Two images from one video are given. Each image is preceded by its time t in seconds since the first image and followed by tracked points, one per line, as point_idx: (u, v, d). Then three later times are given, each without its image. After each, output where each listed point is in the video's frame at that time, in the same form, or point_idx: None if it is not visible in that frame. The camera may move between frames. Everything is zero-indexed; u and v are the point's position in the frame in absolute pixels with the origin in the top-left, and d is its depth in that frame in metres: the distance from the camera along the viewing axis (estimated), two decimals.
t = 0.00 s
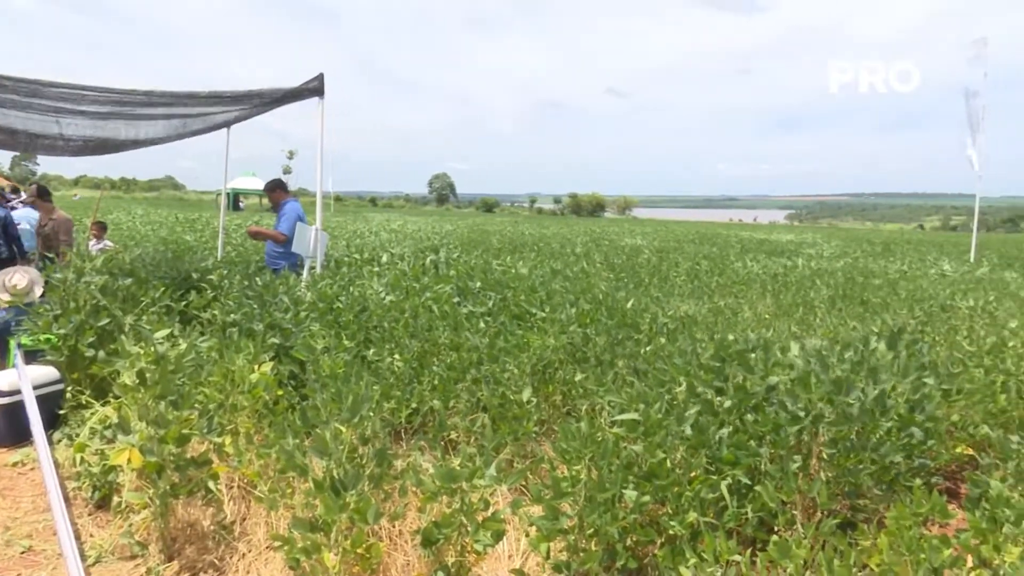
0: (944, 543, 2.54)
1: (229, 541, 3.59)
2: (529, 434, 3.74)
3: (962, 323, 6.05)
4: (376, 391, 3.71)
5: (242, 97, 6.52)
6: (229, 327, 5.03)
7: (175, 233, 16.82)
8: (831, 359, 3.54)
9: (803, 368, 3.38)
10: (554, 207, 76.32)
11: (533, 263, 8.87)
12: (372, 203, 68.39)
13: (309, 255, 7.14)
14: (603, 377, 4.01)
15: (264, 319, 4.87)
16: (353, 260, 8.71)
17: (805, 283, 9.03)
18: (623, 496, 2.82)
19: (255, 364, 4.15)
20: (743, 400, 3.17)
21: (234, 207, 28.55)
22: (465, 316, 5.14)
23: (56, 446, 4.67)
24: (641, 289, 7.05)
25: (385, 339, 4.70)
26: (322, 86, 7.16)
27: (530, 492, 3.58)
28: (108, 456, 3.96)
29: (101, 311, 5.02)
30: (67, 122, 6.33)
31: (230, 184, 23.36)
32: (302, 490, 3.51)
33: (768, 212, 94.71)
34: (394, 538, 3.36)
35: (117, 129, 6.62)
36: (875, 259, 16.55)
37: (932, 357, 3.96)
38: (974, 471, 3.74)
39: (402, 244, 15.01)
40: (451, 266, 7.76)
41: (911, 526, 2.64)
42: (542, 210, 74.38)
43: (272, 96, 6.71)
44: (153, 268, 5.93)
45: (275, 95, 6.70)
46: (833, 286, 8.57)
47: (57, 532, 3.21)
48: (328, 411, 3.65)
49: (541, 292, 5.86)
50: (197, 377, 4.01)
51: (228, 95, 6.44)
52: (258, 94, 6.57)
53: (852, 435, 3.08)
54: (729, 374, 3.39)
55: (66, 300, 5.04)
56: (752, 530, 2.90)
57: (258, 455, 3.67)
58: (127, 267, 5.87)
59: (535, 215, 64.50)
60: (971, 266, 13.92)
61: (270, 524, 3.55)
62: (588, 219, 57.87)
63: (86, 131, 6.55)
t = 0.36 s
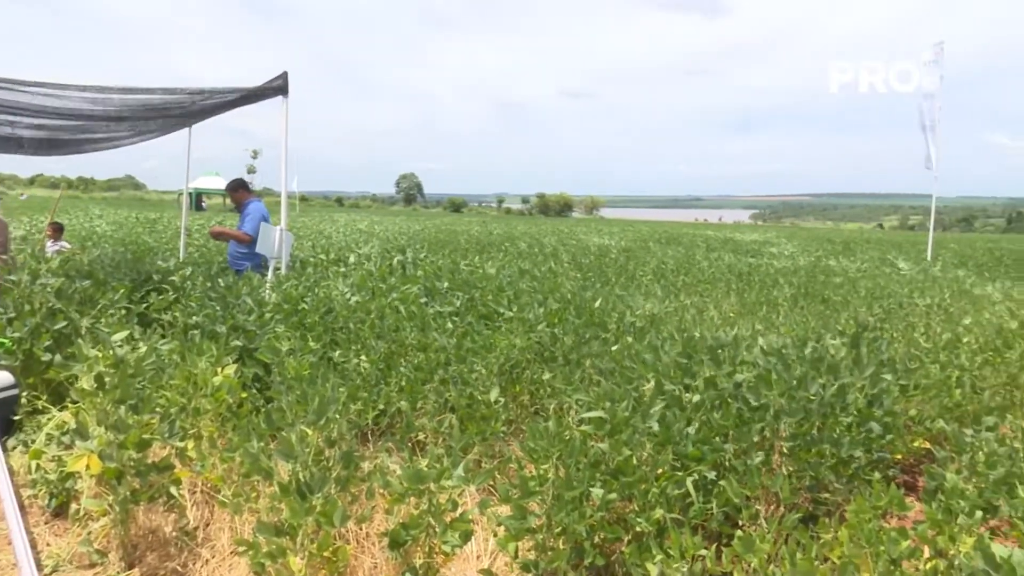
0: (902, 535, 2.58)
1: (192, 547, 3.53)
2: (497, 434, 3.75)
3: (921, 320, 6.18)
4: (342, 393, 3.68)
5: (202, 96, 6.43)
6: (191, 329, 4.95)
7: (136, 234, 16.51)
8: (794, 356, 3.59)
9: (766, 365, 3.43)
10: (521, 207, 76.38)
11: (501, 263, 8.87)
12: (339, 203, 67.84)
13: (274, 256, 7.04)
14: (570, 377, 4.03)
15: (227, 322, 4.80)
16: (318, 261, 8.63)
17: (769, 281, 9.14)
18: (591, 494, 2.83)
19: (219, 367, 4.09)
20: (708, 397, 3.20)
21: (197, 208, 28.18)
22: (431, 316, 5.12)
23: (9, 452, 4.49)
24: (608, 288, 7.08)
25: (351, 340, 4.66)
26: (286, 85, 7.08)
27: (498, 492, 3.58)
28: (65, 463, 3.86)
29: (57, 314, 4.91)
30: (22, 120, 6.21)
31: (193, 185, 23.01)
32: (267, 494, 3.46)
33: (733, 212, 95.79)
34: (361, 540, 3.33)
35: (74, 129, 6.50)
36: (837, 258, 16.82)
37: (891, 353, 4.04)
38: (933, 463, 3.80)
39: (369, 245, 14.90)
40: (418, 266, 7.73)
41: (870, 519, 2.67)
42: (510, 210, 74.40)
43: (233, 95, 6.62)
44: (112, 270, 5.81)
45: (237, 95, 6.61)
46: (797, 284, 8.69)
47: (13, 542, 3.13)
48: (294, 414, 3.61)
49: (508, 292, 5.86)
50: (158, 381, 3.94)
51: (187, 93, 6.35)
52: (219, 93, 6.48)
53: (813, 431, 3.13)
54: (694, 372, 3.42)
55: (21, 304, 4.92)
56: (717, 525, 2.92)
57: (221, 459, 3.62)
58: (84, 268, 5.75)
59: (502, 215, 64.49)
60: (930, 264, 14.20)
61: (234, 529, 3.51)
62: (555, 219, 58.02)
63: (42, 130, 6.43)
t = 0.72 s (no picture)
0: (860, 526, 2.62)
1: (151, 554, 3.47)
2: (464, 434, 3.77)
3: (877, 317, 6.31)
4: (305, 395, 3.63)
5: (161, 94, 6.31)
6: (149, 331, 4.85)
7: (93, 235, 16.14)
8: (755, 353, 3.64)
9: (728, 363, 3.47)
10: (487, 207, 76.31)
11: (466, 263, 8.86)
12: (302, 203, 67.13)
13: (235, 256, 6.93)
14: (536, 376, 4.04)
15: (186, 324, 4.71)
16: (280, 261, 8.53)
17: (731, 280, 9.25)
18: (557, 493, 2.83)
19: (178, 370, 4.02)
20: (672, 395, 3.23)
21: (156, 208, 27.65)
22: (396, 317, 5.09)
23: None
24: (573, 287, 7.10)
25: (315, 342, 4.61)
26: (247, 83, 6.98)
27: (463, 493, 3.56)
28: (17, 470, 3.75)
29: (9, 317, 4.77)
30: None
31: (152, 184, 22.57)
32: (229, 498, 3.41)
33: (697, 211, 96.79)
34: (326, 544, 3.29)
35: (27, 125, 6.33)
36: (797, 257, 17.08)
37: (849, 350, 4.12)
38: (890, 455, 3.88)
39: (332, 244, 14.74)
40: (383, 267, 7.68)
41: (830, 512, 2.70)
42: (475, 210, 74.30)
43: (193, 93, 6.51)
44: (67, 272, 5.67)
45: (197, 93, 6.50)
46: (758, 283, 8.81)
47: None
48: (256, 416, 3.56)
49: (473, 292, 5.85)
50: (115, 385, 3.86)
51: (145, 91, 6.23)
52: (178, 91, 6.37)
53: (775, 426, 3.16)
54: (657, 371, 3.45)
55: None
56: (682, 522, 2.94)
57: (181, 464, 3.55)
58: (38, 270, 5.59)
59: (468, 215, 64.37)
60: (888, 263, 14.50)
61: (195, 535, 3.45)
62: (521, 219, 58.09)
63: None
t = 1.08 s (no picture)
0: (824, 520, 2.66)
1: (113, 561, 3.38)
2: (434, 434, 3.77)
3: (839, 315, 6.40)
4: (271, 397, 3.59)
5: (122, 91, 6.20)
6: (110, 334, 4.75)
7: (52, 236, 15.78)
8: (721, 352, 3.68)
9: (695, 362, 3.50)
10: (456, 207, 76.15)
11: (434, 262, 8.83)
12: (269, 203, 66.39)
13: (199, 257, 6.81)
14: (505, 375, 4.04)
15: (147, 327, 4.62)
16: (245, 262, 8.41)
17: (698, 279, 9.33)
18: (526, 493, 2.82)
19: (141, 374, 3.95)
20: (641, 393, 3.24)
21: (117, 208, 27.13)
22: (364, 317, 5.05)
23: None
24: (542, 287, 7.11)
25: (282, 343, 4.55)
26: (210, 81, 6.89)
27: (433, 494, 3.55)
28: None
29: None
30: None
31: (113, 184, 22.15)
32: (193, 503, 3.35)
33: (665, 211, 97.55)
34: (293, 547, 3.25)
35: None
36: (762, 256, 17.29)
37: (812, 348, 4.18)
38: (853, 450, 3.94)
39: (298, 244, 14.59)
40: (350, 266, 7.62)
41: (795, 506, 2.73)
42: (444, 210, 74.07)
43: (155, 91, 6.40)
44: (25, 274, 5.54)
45: (160, 90, 6.40)
46: (724, 281, 8.90)
47: None
48: (222, 419, 3.51)
49: (441, 292, 5.83)
50: (74, 389, 3.77)
51: (105, 88, 6.11)
52: (140, 88, 6.26)
53: (742, 423, 3.20)
54: (625, 369, 3.47)
55: None
56: (650, 519, 2.95)
57: (145, 469, 3.48)
58: None
59: (437, 215, 64.17)
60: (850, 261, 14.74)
61: (158, 541, 3.39)
62: (490, 219, 58.01)
63: None
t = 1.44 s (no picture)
0: (790, 515, 2.69)
1: (76, 569, 3.30)
2: (403, 436, 3.77)
3: (805, 312, 6.50)
4: (239, 399, 3.55)
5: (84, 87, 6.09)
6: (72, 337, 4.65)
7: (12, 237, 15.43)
8: (689, 350, 3.72)
9: (664, 360, 3.54)
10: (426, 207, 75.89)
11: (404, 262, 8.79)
12: (236, 203, 65.61)
13: (164, 258, 6.71)
14: (476, 375, 4.04)
15: (110, 330, 4.54)
16: (211, 263, 8.30)
17: (667, 277, 9.41)
18: (497, 492, 2.82)
19: (104, 377, 3.88)
20: (612, 392, 3.26)
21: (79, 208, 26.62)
22: (333, 318, 5.02)
23: None
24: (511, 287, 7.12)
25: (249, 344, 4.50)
26: (174, 79, 6.79)
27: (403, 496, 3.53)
28: None
29: None
30: None
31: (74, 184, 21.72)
32: (158, 508, 3.30)
33: (634, 211, 98.13)
34: (261, 552, 3.20)
35: None
36: (730, 254, 17.47)
37: (778, 346, 4.24)
38: (819, 446, 3.99)
39: (265, 245, 14.43)
40: (319, 267, 7.56)
41: (762, 502, 2.77)
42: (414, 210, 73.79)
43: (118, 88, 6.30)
44: None
45: (122, 86, 6.30)
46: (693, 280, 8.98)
47: None
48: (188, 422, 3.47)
49: (411, 292, 5.81)
50: (34, 395, 3.69)
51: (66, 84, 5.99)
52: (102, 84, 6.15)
53: (710, 420, 3.23)
54: (595, 367, 3.49)
55: None
56: (621, 517, 2.96)
57: (108, 474, 3.42)
58: None
59: (407, 215, 63.88)
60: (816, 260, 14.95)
61: (123, 548, 3.33)
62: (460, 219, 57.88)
63: None
